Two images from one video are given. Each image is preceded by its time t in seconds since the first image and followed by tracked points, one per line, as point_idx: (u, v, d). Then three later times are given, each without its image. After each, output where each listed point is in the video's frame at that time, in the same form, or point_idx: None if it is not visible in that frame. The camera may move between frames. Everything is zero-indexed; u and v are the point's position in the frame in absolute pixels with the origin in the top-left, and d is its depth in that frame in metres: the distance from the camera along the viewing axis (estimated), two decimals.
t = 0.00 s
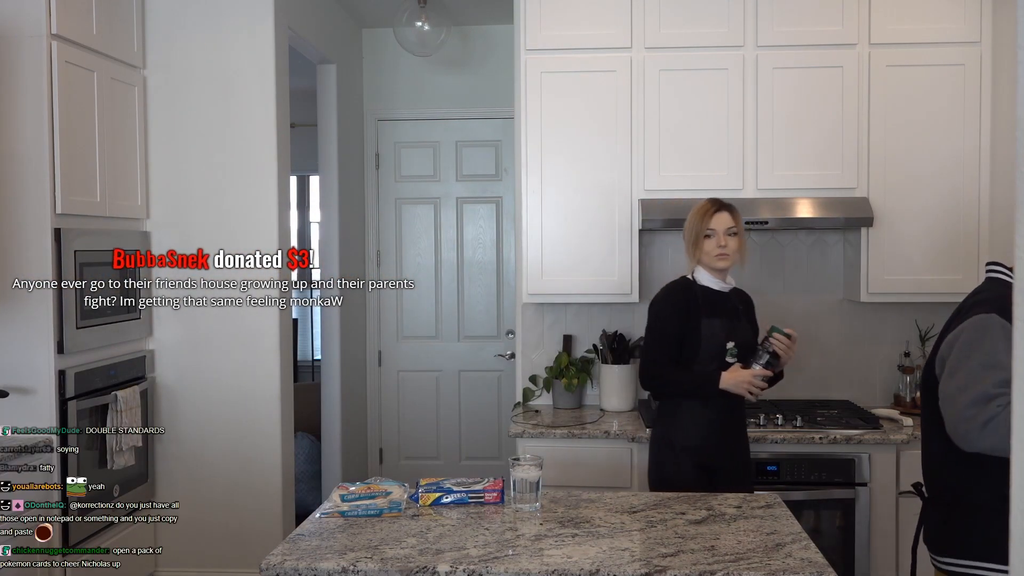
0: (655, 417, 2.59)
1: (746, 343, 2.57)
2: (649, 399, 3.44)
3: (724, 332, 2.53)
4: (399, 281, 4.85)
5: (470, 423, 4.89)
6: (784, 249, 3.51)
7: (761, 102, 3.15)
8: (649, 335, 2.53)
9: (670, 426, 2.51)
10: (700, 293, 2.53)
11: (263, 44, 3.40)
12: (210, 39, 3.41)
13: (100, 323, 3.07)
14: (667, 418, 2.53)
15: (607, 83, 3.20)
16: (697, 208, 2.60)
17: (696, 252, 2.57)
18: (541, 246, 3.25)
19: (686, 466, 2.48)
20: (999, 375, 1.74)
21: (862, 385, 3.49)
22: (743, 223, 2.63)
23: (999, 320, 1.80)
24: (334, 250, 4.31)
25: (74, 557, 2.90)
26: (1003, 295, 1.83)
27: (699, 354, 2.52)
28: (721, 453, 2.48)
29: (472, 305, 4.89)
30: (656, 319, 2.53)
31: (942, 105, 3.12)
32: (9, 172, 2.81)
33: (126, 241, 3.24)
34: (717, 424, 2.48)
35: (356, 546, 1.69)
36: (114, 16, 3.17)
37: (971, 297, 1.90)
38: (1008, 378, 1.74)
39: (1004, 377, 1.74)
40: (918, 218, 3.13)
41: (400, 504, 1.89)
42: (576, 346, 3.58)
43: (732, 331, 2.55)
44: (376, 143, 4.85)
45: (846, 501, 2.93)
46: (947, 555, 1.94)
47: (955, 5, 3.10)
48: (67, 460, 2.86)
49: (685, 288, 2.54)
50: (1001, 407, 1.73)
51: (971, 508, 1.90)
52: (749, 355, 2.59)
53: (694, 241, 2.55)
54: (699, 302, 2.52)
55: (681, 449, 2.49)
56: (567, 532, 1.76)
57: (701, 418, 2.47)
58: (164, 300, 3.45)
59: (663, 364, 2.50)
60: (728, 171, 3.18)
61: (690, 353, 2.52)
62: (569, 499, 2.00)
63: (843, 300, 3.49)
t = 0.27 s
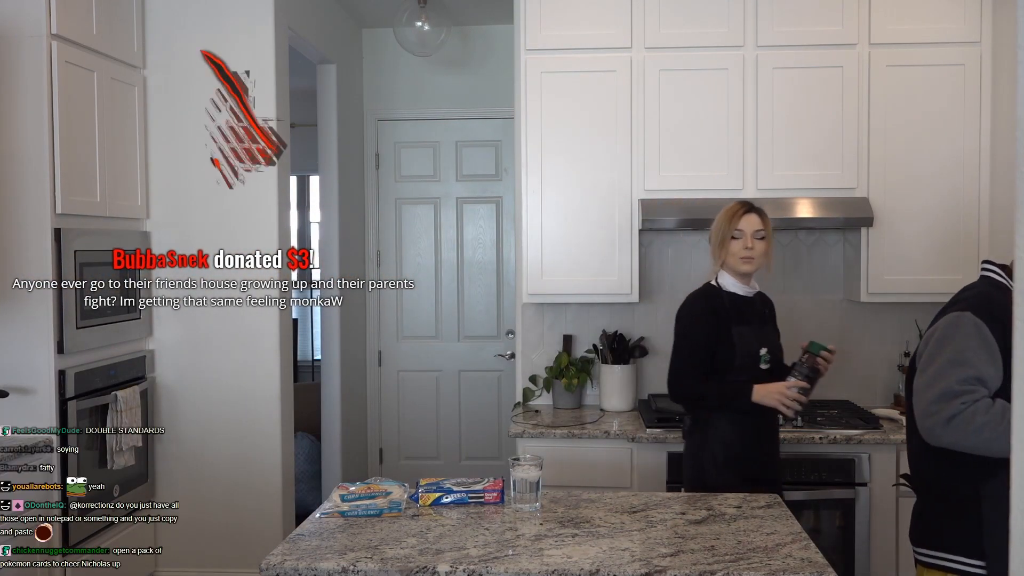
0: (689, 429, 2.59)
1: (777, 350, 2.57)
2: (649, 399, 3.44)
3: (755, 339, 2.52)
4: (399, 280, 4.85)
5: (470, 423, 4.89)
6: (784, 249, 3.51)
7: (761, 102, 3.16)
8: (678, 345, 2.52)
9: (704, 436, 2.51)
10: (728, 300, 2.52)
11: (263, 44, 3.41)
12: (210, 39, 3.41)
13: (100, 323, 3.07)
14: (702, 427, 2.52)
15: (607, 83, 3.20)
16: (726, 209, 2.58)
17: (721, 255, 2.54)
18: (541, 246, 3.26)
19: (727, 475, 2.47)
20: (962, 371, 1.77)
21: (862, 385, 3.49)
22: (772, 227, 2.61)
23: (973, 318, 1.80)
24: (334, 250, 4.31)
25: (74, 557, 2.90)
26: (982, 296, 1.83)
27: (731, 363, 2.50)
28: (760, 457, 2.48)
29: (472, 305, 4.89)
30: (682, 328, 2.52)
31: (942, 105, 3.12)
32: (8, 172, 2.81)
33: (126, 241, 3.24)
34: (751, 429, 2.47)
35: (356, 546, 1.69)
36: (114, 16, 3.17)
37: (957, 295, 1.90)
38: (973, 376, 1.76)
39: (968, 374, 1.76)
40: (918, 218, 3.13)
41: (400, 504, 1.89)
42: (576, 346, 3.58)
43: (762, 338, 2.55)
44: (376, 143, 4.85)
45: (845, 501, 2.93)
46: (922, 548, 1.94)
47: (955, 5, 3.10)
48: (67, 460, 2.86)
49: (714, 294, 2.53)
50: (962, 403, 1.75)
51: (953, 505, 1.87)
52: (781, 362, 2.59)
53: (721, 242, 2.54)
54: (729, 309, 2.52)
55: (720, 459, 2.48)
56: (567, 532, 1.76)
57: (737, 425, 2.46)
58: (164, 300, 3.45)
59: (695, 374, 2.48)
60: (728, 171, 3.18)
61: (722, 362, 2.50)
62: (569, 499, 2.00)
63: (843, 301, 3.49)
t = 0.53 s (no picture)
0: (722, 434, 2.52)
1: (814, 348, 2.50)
2: (649, 399, 3.44)
3: (790, 338, 2.45)
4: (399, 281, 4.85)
5: (470, 423, 4.89)
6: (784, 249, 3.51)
7: (761, 102, 3.16)
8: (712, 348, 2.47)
9: (743, 443, 2.42)
10: (761, 300, 2.45)
11: (263, 44, 3.40)
12: (210, 39, 3.41)
13: (100, 323, 3.07)
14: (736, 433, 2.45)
15: (606, 83, 3.20)
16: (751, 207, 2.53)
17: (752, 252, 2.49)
18: (541, 246, 3.26)
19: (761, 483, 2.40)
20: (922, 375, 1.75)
21: (862, 385, 3.48)
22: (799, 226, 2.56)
23: (935, 322, 1.77)
24: (334, 250, 4.31)
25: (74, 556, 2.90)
26: (948, 300, 1.79)
27: (767, 364, 2.42)
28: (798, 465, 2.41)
29: (472, 305, 4.89)
30: (716, 329, 2.47)
31: (942, 105, 3.12)
32: (8, 172, 2.81)
33: (126, 241, 3.24)
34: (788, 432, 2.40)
35: (356, 546, 1.69)
36: (114, 16, 3.17)
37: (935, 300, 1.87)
38: (935, 380, 1.74)
39: (929, 379, 1.75)
40: (918, 218, 3.13)
41: (400, 504, 1.89)
42: (576, 346, 3.58)
43: (797, 336, 2.48)
44: (376, 143, 4.85)
45: (845, 501, 2.94)
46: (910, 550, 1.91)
47: (955, 5, 3.10)
48: (67, 460, 2.86)
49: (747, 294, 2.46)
50: (923, 408, 1.74)
51: (937, 507, 1.84)
52: (816, 359, 2.53)
53: (748, 242, 2.49)
54: (762, 308, 2.45)
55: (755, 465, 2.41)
56: (567, 532, 1.76)
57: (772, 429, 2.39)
58: (164, 300, 3.45)
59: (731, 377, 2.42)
60: (728, 171, 3.18)
61: (759, 364, 2.42)
62: (569, 499, 2.00)
63: (843, 301, 3.49)
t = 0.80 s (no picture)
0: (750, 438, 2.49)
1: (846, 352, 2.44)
2: (649, 399, 3.44)
3: (821, 344, 2.41)
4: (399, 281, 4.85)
5: (470, 423, 4.89)
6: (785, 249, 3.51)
7: (761, 102, 3.16)
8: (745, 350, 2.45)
9: (764, 444, 2.40)
10: (793, 302, 2.42)
11: (263, 43, 3.40)
12: (210, 39, 3.41)
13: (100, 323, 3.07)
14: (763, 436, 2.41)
15: (606, 83, 3.20)
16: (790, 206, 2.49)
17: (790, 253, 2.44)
18: (541, 246, 3.26)
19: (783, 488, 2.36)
20: (883, 375, 1.75)
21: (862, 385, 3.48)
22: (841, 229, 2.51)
23: (899, 324, 1.77)
24: (334, 250, 4.31)
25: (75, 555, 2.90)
26: (918, 302, 1.78)
27: (801, 368, 2.38)
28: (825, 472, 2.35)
29: (472, 305, 4.89)
30: (748, 332, 2.45)
31: (942, 105, 3.12)
32: (8, 172, 2.81)
33: (126, 241, 3.24)
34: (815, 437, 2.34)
35: (356, 546, 1.69)
36: (114, 16, 3.17)
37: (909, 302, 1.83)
38: (895, 380, 1.73)
39: (888, 379, 1.74)
40: (918, 218, 3.13)
41: (400, 504, 1.89)
42: (576, 346, 3.58)
43: (829, 341, 2.42)
44: (376, 143, 4.85)
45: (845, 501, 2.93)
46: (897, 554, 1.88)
47: (955, 5, 3.10)
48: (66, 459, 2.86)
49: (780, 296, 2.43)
50: (883, 407, 1.73)
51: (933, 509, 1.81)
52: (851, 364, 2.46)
53: (788, 242, 2.45)
54: (794, 311, 2.41)
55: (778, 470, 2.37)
56: (567, 532, 1.76)
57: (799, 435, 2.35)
58: (164, 300, 3.45)
59: (761, 381, 2.39)
60: (727, 171, 3.18)
61: (791, 368, 2.38)
62: (569, 499, 2.00)
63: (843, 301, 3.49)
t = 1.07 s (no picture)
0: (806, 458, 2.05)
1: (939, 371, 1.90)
2: (649, 399, 3.44)
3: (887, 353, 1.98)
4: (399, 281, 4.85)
5: (470, 423, 4.89)
6: (785, 249, 3.51)
7: (761, 102, 3.16)
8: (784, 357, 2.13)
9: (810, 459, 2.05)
10: (842, 309, 1.99)
11: (263, 43, 3.40)
12: (210, 39, 3.41)
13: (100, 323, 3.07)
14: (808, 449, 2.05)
15: (606, 83, 3.20)
16: (840, 208, 2.01)
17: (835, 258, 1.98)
18: (541, 246, 3.26)
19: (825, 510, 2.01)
20: (846, 374, 1.64)
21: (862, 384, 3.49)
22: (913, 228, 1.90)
23: (866, 323, 1.62)
24: (334, 250, 4.31)
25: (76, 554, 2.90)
26: (897, 300, 1.58)
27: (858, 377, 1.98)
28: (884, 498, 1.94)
29: (472, 305, 4.89)
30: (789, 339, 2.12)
31: (942, 105, 3.11)
32: (8, 172, 2.81)
33: (125, 241, 3.24)
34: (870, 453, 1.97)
35: (356, 546, 1.69)
36: (114, 16, 3.17)
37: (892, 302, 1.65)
38: (858, 380, 1.62)
39: (851, 378, 1.63)
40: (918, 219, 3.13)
41: (400, 504, 1.89)
42: (576, 346, 3.57)
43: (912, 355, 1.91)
44: (376, 143, 4.85)
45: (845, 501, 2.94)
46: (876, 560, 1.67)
47: (955, 5, 3.10)
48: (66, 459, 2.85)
49: (827, 306, 2.02)
50: (846, 406, 1.66)
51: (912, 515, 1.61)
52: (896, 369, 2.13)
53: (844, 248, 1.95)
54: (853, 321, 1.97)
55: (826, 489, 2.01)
56: (567, 532, 1.76)
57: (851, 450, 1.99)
58: (164, 300, 3.45)
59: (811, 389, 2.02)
60: (727, 172, 3.18)
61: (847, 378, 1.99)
62: (568, 499, 2.00)
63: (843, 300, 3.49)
